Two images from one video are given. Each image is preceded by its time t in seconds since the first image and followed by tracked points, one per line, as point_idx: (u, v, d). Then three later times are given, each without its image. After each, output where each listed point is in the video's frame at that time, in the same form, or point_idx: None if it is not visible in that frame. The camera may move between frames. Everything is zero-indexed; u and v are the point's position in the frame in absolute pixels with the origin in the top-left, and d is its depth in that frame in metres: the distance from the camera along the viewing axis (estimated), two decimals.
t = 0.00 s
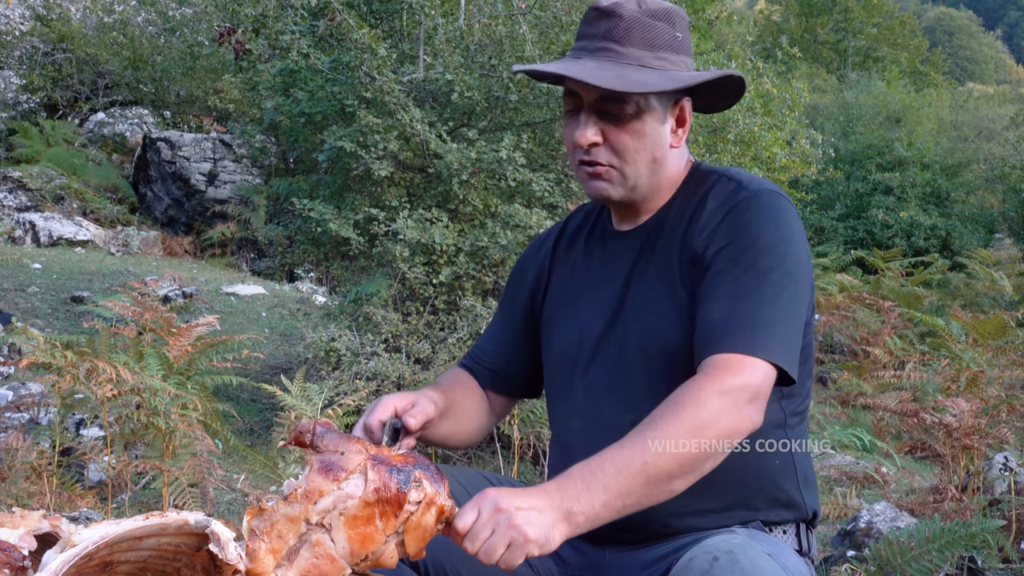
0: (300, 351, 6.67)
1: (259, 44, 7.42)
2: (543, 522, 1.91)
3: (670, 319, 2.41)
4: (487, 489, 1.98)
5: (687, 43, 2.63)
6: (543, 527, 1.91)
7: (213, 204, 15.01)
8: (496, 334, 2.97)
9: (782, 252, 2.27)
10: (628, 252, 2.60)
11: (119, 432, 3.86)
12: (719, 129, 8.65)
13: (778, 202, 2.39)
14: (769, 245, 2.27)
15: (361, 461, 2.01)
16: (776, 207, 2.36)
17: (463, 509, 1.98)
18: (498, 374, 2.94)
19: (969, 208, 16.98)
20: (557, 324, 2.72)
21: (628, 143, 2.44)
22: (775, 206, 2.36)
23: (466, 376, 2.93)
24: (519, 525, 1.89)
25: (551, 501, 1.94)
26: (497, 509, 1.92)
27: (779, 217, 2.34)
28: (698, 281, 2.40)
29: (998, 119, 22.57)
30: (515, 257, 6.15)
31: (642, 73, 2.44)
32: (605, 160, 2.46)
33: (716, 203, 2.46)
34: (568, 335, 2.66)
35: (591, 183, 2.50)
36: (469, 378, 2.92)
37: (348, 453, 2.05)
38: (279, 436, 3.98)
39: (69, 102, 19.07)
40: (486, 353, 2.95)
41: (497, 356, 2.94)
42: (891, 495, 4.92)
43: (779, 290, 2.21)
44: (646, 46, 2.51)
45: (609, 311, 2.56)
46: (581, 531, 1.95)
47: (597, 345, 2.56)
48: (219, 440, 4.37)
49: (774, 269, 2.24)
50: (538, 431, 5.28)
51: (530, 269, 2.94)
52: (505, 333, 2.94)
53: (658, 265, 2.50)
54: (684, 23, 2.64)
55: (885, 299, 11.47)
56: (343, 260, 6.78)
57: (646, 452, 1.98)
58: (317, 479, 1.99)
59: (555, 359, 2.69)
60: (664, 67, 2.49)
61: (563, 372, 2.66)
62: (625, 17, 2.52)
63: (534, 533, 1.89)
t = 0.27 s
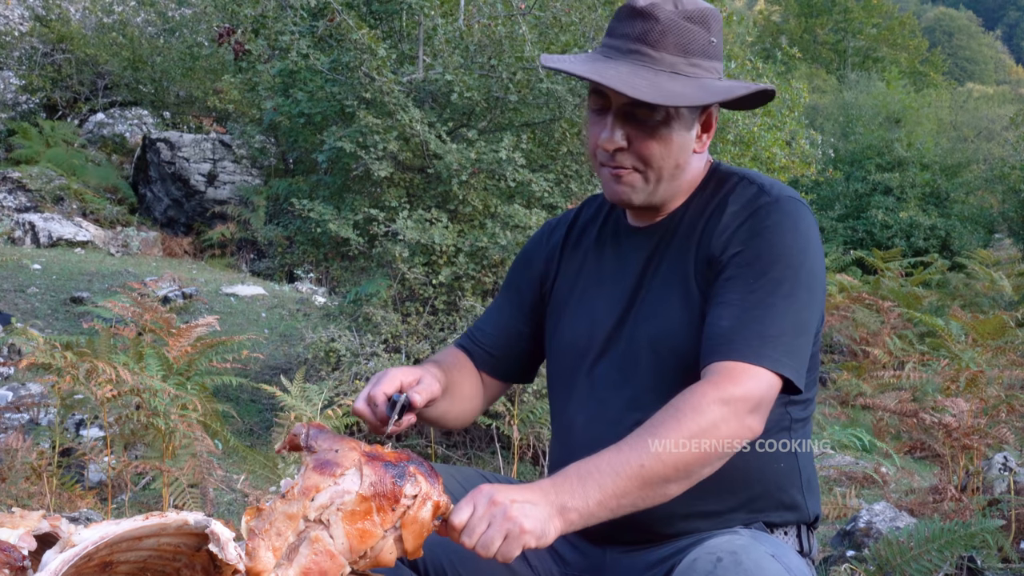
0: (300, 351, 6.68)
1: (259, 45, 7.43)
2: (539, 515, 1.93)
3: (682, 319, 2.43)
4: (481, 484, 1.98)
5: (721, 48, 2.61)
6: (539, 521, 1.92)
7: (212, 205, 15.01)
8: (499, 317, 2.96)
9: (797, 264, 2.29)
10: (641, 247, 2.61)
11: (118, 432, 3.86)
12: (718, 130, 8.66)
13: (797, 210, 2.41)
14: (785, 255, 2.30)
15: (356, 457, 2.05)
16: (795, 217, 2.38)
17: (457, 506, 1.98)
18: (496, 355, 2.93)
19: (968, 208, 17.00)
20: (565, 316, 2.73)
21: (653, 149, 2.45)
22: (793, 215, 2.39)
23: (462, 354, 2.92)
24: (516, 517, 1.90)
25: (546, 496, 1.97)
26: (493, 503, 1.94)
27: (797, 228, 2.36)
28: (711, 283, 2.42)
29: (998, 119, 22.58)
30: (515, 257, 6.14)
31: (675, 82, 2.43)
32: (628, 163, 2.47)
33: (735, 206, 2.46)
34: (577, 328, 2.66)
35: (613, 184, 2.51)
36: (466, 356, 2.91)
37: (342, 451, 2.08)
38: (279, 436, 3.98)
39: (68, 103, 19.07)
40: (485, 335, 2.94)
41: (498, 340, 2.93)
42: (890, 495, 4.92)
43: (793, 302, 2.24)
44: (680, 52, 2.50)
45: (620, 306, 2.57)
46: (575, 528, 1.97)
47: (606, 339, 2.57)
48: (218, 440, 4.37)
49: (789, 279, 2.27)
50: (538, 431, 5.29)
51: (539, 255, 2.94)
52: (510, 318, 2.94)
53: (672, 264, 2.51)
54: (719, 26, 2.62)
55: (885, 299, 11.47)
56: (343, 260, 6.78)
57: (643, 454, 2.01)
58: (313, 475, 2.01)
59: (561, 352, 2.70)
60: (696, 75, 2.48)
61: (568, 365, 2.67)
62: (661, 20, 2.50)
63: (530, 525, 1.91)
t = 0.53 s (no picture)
0: (300, 352, 6.68)
1: (259, 45, 7.43)
2: (540, 510, 1.96)
3: (690, 320, 2.43)
4: (481, 482, 2.02)
5: (746, 52, 2.60)
6: (540, 515, 1.95)
7: (213, 205, 15.01)
8: (504, 308, 2.97)
9: (810, 272, 2.29)
10: (652, 244, 2.61)
11: (119, 433, 3.86)
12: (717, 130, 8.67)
13: (813, 217, 2.40)
14: (799, 263, 2.30)
15: (353, 456, 2.08)
16: (810, 224, 2.38)
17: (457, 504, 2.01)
18: (498, 346, 2.95)
19: (968, 208, 17.00)
20: (572, 313, 2.74)
21: (669, 153, 2.46)
22: (808, 222, 2.38)
23: (464, 343, 2.95)
24: (516, 509, 1.94)
25: (547, 493, 1.99)
26: (492, 497, 1.97)
27: (812, 235, 2.35)
28: (722, 286, 2.42)
29: (998, 119, 22.59)
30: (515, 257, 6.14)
31: (698, 87, 2.43)
32: (644, 165, 2.48)
33: (750, 210, 2.46)
34: (584, 324, 2.67)
35: (629, 183, 2.52)
36: (468, 346, 2.94)
37: (340, 451, 2.11)
38: (279, 436, 3.99)
39: (69, 103, 19.08)
40: (489, 325, 2.96)
41: (501, 329, 2.95)
42: (890, 494, 4.92)
43: (805, 311, 2.24)
44: (705, 56, 2.49)
45: (629, 303, 2.58)
46: (576, 527, 1.99)
47: (613, 337, 2.58)
48: (219, 440, 4.38)
49: (801, 286, 2.27)
50: (538, 431, 5.29)
51: (547, 247, 2.94)
52: (516, 310, 2.95)
53: (683, 264, 2.51)
54: (746, 29, 2.61)
55: (884, 299, 11.47)
56: (343, 261, 6.79)
57: (645, 456, 2.03)
58: (311, 474, 2.03)
59: (567, 348, 2.71)
60: (720, 80, 2.48)
61: (574, 361, 2.68)
62: (688, 22, 2.49)
63: (532, 517, 1.94)
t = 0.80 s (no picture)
0: (300, 351, 6.68)
1: (259, 44, 7.43)
2: (542, 517, 1.96)
3: (694, 322, 2.43)
4: (482, 491, 2.05)
5: (756, 54, 2.60)
6: (542, 521, 1.95)
7: (212, 205, 14.99)
8: (505, 304, 2.97)
9: (814, 278, 2.29)
10: (655, 244, 2.61)
11: (119, 432, 3.86)
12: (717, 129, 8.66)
13: (819, 222, 2.39)
14: (803, 268, 2.29)
15: (357, 461, 2.10)
16: (816, 229, 2.37)
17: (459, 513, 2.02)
18: (498, 344, 2.95)
19: (968, 208, 17.00)
20: (574, 312, 2.74)
21: (674, 157, 2.46)
22: (814, 226, 2.37)
23: (464, 338, 2.96)
24: (517, 516, 1.94)
25: (549, 502, 2.00)
26: (493, 504, 1.99)
27: (818, 240, 2.35)
28: (725, 289, 2.42)
29: (998, 118, 22.59)
30: (516, 257, 6.14)
31: (706, 92, 2.43)
32: (648, 168, 2.49)
33: (755, 212, 2.45)
34: (587, 324, 2.67)
35: (634, 185, 2.53)
36: (467, 342, 2.95)
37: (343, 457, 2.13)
38: (279, 436, 3.99)
39: (69, 102, 19.07)
40: (489, 321, 2.96)
41: (501, 325, 2.95)
42: (890, 494, 4.92)
43: (809, 318, 2.23)
44: (714, 59, 2.49)
45: (633, 304, 2.58)
46: (578, 535, 2.00)
47: (616, 338, 2.58)
48: (219, 439, 4.37)
49: (806, 292, 2.27)
50: (538, 430, 5.29)
51: (549, 244, 2.94)
52: (517, 306, 2.95)
53: (687, 265, 2.51)
54: (757, 30, 2.60)
55: (885, 299, 11.47)
56: (343, 260, 6.79)
57: (648, 465, 2.05)
58: (316, 476, 2.05)
59: (569, 347, 2.71)
60: (728, 84, 2.48)
61: (575, 360, 2.68)
62: (698, 25, 2.49)
63: (534, 524, 1.94)
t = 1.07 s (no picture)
0: (300, 350, 6.68)
1: (259, 43, 7.43)
2: (543, 525, 1.96)
3: (694, 324, 2.43)
4: (484, 499, 2.03)
5: (755, 53, 2.59)
6: (542, 530, 1.95)
7: (212, 204, 14.98)
8: (504, 301, 2.96)
9: (814, 282, 2.28)
10: (656, 244, 2.61)
11: (119, 431, 3.86)
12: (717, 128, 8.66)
13: (819, 223, 2.39)
14: (803, 271, 2.29)
15: (363, 463, 2.09)
16: (816, 230, 2.37)
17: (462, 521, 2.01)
18: (498, 341, 2.94)
19: (968, 207, 17.00)
20: (574, 311, 2.74)
21: (671, 158, 2.46)
22: (814, 228, 2.37)
23: (463, 334, 2.95)
24: (518, 526, 1.94)
25: (550, 509, 2.00)
26: (494, 514, 1.98)
27: (818, 243, 2.34)
28: (725, 290, 2.41)
29: (998, 117, 22.59)
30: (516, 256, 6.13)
31: (704, 94, 2.43)
32: (645, 168, 2.49)
33: (755, 213, 2.45)
34: (586, 323, 2.67)
35: (631, 184, 2.53)
36: (466, 339, 2.94)
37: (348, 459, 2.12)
38: (280, 434, 3.99)
39: (69, 101, 19.06)
40: (488, 318, 2.95)
41: (500, 322, 2.94)
42: (890, 493, 4.92)
43: (809, 323, 2.23)
44: (712, 60, 2.48)
45: (633, 304, 2.57)
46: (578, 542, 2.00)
47: (615, 338, 2.58)
48: (219, 439, 4.37)
49: (806, 295, 2.26)
50: (538, 430, 5.29)
51: (549, 241, 2.94)
52: (516, 304, 2.94)
53: (687, 266, 2.51)
54: (755, 29, 2.59)
55: (885, 298, 11.46)
56: (343, 259, 6.79)
57: (649, 472, 2.05)
58: (321, 478, 2.04)
59: (568, 347, 2.71)
60: (726, 85, 2.47)
61: (575, 360, 2.68)
62: (695, 25, 2.48)
63: (534, 534, 1.94)
